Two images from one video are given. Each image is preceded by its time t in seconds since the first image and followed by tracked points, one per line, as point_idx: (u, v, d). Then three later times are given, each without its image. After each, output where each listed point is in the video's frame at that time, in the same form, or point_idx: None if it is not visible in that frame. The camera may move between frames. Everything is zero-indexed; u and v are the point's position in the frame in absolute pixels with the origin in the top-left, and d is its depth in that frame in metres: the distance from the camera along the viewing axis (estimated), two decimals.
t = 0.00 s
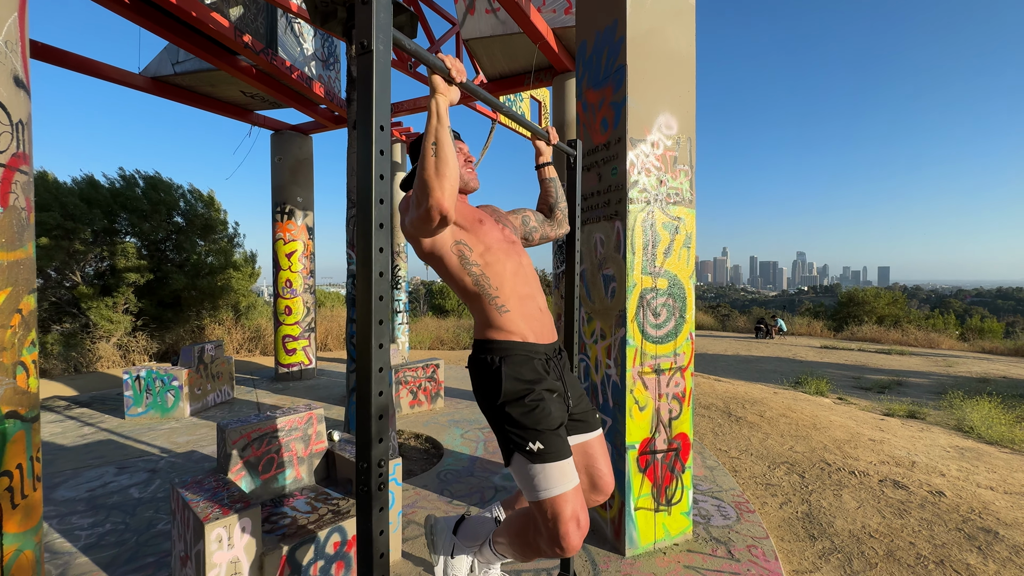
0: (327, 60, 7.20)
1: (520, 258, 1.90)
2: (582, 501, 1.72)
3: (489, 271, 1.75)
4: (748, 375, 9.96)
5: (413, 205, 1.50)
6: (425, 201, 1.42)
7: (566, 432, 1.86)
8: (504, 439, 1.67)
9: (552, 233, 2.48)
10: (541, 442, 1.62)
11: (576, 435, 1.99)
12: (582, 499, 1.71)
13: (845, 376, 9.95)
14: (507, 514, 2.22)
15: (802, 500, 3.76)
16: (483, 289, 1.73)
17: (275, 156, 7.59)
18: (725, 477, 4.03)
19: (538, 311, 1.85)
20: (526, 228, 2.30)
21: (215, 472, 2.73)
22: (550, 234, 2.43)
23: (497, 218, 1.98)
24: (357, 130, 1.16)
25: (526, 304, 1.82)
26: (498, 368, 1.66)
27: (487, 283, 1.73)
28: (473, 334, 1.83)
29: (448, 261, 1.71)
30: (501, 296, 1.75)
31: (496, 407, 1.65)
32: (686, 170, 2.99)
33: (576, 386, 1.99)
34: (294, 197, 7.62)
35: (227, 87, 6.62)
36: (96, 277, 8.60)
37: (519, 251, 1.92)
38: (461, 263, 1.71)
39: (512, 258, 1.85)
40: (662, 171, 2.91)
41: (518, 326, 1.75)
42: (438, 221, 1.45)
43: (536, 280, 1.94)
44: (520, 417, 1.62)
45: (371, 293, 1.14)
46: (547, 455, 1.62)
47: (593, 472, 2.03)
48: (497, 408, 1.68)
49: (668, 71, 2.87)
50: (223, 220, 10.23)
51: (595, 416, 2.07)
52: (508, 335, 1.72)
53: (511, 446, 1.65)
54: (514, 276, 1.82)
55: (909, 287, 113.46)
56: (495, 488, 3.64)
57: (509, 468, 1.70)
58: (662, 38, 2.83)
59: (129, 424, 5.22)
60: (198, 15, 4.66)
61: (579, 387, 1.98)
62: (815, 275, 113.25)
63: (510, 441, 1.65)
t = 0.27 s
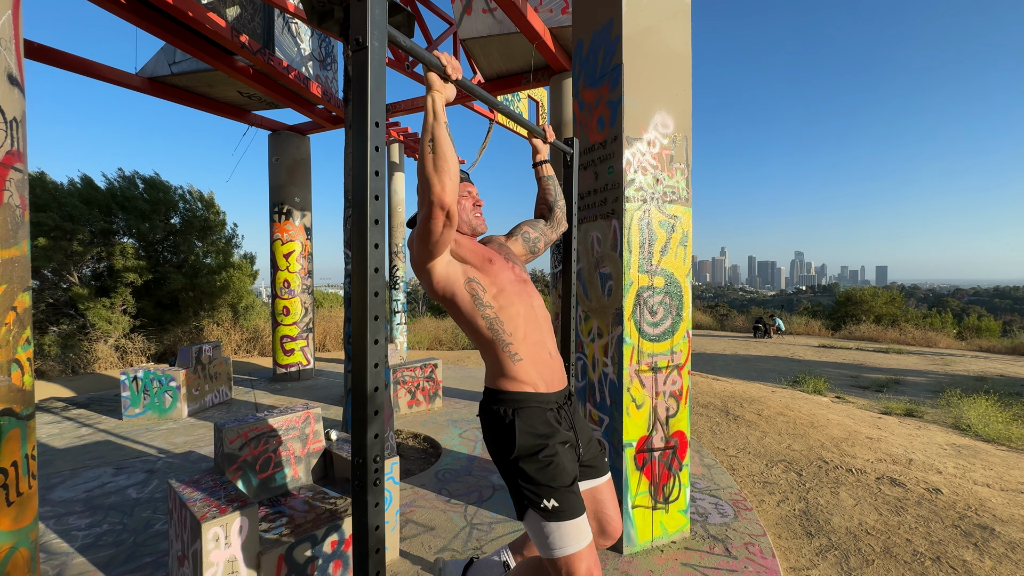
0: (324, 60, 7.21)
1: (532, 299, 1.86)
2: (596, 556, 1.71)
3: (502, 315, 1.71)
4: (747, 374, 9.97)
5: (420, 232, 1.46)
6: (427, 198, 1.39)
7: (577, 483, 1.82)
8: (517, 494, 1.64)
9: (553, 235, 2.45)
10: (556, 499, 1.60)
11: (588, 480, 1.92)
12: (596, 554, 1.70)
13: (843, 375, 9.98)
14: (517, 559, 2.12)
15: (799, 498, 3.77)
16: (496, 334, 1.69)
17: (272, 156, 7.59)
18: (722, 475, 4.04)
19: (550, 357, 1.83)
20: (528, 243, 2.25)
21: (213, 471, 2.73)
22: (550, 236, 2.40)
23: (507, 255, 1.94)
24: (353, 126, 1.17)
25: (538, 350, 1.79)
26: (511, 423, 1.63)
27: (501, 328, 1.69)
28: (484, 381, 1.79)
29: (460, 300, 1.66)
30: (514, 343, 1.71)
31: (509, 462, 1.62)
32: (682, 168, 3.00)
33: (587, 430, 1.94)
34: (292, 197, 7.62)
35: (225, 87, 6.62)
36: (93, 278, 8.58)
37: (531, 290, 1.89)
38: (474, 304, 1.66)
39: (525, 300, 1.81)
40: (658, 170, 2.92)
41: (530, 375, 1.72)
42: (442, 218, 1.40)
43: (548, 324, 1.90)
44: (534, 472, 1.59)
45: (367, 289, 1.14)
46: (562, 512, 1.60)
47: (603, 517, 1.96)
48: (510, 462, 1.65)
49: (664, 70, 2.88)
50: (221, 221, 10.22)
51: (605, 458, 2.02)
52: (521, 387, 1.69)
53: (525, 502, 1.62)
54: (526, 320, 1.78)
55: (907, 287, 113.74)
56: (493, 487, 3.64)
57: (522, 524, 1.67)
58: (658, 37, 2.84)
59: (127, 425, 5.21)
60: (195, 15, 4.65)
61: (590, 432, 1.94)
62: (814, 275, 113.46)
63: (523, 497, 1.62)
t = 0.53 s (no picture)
0: (324, 62, 7.22)
1: (542, 327, 1.85)
2: None
3: (513, 343, 1.70)
4: (745, 374, 9.99)
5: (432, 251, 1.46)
6: (430, 200, 1.40)
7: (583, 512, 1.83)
8: (526, 528, 1.65)
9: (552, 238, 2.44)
10: (565, 534, 1.61)
11: (593, 509, 1.92)
12: None
13: (842, 375, 10.01)
14: None
15: (798, 496, 3.79)
16: (506, 364, 1.68)
17: (271, 158, 7.60)
18: (722, 474, 4.06)
19: (557, 388, 1.82)
20: (530, 255, 2.23)
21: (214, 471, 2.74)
22: (549, 241, 2.39)
23: (519, 278, 1.94)
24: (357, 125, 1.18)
25: (546, 381, 1.78)
26: (519, 459, 1.64)
27: (511, 358, 1.68)
28: (492, 413, 1.78)
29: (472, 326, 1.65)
30: (524, 373, 1.70)
31: (518, 498, 1.63)
32: (681, 168, 3.01)
33: (592, 458, 1.94)
34: (291, 199, 7.62)
35: (224, 88, 6.63)
36: (92, 280, 8.57)
37: (540, 316, 1.88)
38: (485, 330, 1.65)
39: (534, 326, 1.80)
40: (657, 170, 2.94)
41: (536, 408, 1.71)
42: (445, 217, 1.40)
43: (556, 352, 1.89)
44: (543, 507, 1.60)
45: (371, 285, 1.16)
46: (571, 547, 1.61)
47: (608, 543, 1.95)
48: (519, 497, 1.66)
49: (662, 70, 2.90)
50: (220, 222, 10.23)
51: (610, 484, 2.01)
52: (528, 421, 1.69)
53: (534, 537, 1.63)
54: (536, 349, 1.77)
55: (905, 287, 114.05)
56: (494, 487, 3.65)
57: (532, 557, 1.68)
58: (656, 38, 2.86)
59: (126, 427, 5.20)
60: (194, 17, 4.66)
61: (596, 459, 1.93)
62: (812, 276, 113.70)
63: (532, 532, 1.63)
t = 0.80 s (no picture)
0: (324, 65, 7.25)
1: (550, 348, 1.87)
2: None
3: (522, 363, 1.71)
4: (745, 375, 10.02)
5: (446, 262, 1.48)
6: (441, 204, 1.42)
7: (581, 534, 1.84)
8: (524, 552, 1.67)
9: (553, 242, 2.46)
10: (561, 559, 1.63)
11: (590, 529, 1.94)
12: None
13: (841, 376, 10.03)
14: None
15: (800, 497, 3.80)
16: (513, 387, 1.69)
17: (272, 161, 7.62)
18: (724, 475, 4.07)
19: (561, 413, 1.83)
20: (535, 263, 2.25)
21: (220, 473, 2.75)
22: (552, 245, 2.39)
23: (529, 296, 1.95)
24: (369, 130, 1.20)
25: (550, 407, 1.78)
26: (517, 485, 1.65)
27: (518, 381, 1.69)
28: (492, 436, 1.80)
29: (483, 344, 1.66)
30: (528, 398, 1.72)
31: (516, 523, 1.65)
32: (681, 170, 3.04)
33: (591, 479, 1.94)
34: (292, 201, 7.64)
35: (225, 91, 6.64)
36: (92, 283, 8.56)
37: (550, 336, 1.89)
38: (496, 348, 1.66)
39: (544, 347, 1.81)
40: (659, 172, 2.96)
41: (537, 433, 1.72)
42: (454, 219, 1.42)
43: (562, 376, 1.90)
44: (541, 533, 1.62)
45: (383, 288, 1.18)
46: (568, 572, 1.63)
47: (606, 563, 1.98)
48: (517, 521, 1.67)
49: (663, 74, 2.92)
50: (220, 225, 10.23)
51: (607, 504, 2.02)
52: (526, 446, 1.70)
53: (533, 561, 1.66)
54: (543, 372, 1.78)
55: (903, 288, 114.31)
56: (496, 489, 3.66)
57: None
58: (657, 42, 2.88)
59: (128, 429, 5.20)
60: (197, 21, 4.68)
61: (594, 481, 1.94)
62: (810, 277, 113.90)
63: (530, 556, 1.65)
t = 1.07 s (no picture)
0: (325, 69, 7.28)
1: (539, 325, 1.87)
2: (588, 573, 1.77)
3: (509, 340, 1.72)
4: (745, 377, 10.03)
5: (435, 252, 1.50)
6: (439, 210, 1.43)
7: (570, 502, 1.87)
8: (513, 516, 1.70)
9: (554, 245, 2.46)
10: (549, 521, 1.66)
11: (580, 499, 1.98)
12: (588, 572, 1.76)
13: (840, 377, 10.05)
14: None
15: (800, 499, 3.81)
16: (501, 362, 1.70)
17: (272, 164, 7.63)
18: (725, 477, 4.08)
19: (552, 386, 1.83)
20: (531, 258, 2.28)
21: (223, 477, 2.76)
22: (552, 246, 2.41)
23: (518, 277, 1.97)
24: (376, 140, 1.22)
25: (541, 379, 1.79)
26: (506, 449, 1.67)
27: (505, 356, 1.70)
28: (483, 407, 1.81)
29: (470, 325, 1.69)
30: (517, 370, 1.72)
31: (506, 486, 1.67)
32: (682, 174, 3.06)
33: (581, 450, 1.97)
34: (292, 205, 7.65)
35: (226, 96, 6.66)
36: (92, 287, 8.56)
37: (539, 315, 1.90)
38: (482, 328, 1.69)
39: (532, 325, 1.82)
40: (659, 176, 2.98)
41: (527, 404, 1.73)
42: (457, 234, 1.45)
43: (553, 351, 1.89)
44: (529, 496, 1.64)
45: (389, 295, 1.20)
46: (555, 533, 1.67)
47: (595, 532, 2.03)
48: (506, 485, 1.70)
49: (663, 79, 2.95)
50: (220, 228, 10.24)
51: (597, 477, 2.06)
52: (517, 414, 1.71)
53: (521, 523, 1.69)
54: (532, 347, 1.79)
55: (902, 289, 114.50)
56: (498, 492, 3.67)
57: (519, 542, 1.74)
58: (657, 47, 2.91)
59: (129, 434, 5.20)
60: (199, 26, 4.70)
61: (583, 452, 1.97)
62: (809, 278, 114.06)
63: (519, 518, 1.68)
